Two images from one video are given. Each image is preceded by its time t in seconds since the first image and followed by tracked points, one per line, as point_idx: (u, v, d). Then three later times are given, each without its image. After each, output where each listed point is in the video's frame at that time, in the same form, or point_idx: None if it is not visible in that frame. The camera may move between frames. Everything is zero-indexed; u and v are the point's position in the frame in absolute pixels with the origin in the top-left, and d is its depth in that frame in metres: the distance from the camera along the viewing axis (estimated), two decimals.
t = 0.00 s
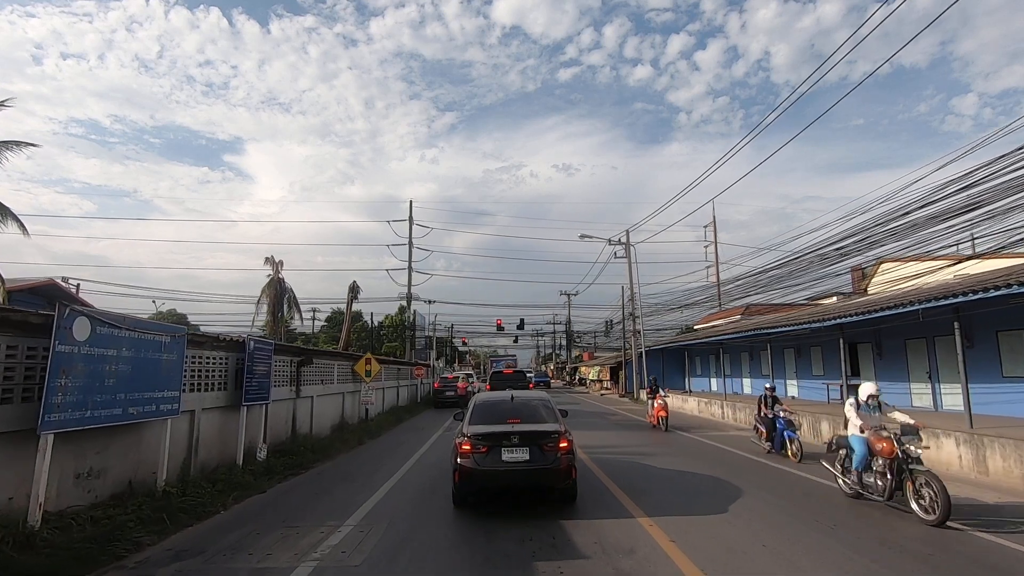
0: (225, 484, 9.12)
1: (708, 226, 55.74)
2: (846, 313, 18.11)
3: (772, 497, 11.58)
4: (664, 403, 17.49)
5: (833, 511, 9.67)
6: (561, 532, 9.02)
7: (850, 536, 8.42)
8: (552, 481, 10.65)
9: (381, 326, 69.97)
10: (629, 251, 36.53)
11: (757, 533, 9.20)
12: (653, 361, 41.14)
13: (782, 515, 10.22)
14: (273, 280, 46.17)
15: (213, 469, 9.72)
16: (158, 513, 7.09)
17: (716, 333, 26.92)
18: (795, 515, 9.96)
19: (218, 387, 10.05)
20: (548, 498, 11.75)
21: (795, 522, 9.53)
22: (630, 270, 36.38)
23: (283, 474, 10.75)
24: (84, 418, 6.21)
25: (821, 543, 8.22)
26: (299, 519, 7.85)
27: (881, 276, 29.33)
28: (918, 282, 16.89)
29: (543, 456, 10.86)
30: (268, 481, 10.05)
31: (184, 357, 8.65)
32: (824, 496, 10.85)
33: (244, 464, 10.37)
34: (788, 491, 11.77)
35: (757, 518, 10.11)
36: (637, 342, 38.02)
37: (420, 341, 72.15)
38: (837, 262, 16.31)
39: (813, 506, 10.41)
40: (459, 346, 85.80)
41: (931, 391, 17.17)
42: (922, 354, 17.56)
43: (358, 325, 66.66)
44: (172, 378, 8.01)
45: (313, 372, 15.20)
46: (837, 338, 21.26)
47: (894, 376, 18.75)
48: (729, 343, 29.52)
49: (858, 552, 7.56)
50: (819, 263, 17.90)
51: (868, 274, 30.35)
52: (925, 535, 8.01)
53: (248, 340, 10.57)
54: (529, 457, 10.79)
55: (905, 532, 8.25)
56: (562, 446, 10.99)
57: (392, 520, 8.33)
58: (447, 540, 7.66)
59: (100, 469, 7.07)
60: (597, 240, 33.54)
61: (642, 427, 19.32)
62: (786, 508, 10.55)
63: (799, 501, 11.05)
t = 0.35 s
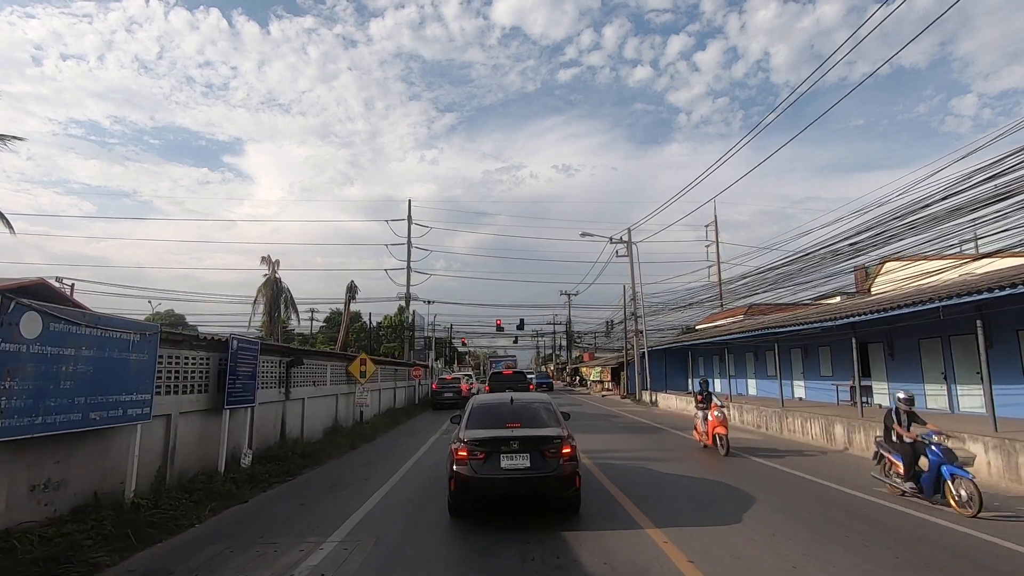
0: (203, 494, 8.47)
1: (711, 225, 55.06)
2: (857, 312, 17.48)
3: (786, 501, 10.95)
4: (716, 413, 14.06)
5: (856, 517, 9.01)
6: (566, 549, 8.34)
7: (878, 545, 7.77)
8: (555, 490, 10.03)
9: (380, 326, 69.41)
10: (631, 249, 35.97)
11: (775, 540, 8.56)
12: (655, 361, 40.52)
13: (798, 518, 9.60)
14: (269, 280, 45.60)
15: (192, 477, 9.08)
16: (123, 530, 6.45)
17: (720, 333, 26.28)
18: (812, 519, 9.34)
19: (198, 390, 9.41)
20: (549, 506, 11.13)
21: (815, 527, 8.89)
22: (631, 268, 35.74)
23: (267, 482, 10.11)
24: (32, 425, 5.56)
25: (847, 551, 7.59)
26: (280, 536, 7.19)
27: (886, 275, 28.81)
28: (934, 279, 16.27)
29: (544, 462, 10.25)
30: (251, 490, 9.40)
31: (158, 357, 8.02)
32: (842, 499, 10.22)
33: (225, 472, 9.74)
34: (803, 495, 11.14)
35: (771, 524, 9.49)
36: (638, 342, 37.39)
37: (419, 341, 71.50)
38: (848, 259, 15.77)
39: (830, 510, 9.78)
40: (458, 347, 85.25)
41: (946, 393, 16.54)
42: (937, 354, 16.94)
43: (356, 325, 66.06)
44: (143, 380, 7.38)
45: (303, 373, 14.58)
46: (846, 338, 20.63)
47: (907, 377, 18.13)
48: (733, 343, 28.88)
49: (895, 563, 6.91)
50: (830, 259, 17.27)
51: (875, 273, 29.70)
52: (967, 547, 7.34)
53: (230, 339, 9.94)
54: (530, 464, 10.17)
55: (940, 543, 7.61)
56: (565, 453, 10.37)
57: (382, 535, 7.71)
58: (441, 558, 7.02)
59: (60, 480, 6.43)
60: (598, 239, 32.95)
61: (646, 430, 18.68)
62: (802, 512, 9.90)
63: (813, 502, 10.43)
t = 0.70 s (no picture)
0: (180, 505, 7.89)
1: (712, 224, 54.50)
2: (868, 311, 16.92)
3: (798, 509, 10.38)
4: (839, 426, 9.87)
5: (875, 525, 8.49)
6: (568, 561, 7.76)
7: (904, 555, 7.21)
8: (555, 497, 9.47)
9: (378, 327, 68.88)
10: (633, 248, 35.57)
11: (789, 549, 8.03)
12: (657, 362, 39.98)
13: (814, 527, 9.03)
14: (266, 280, 45.11)
15: (170, 486, 8.51)
16: (84, 546, 5.89)
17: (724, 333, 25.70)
18: (830, 529, 8.78)
19: (178, 392, 8.85)
20: (549, 513, 10.58)
21: (830, 536, 8.37)
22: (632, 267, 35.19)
23: (252, 491, 9.53)
24: None
25: (870, 559, 7.09)
26: (260, 551, 6.65)
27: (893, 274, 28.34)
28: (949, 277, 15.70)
29: (545, 468, 9.70)
30: (233, 500, 8.82)
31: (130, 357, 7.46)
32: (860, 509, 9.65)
33: (207, 480, 9.16)
34: (817, 503, 10.57)
35: (783, 533, 8.95)
36: (640, 342, 36.88)
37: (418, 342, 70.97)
38: (860, 255, 15.34)
39: (848, 518, 9.23)
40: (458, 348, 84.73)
41: (961, 394, 16.00)
42: (950, 355, 16.40)
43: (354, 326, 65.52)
44: (114, 381, 6.84)
45: (294, 375, 14.03)
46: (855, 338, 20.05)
47: (918, 378, 17.58)
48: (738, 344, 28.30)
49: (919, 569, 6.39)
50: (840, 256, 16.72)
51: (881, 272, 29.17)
52: (997, 555, 6.85)
53: (213, 338, 9.39)
54: (530, 469, 9.63)
55: (972, 553, 7.05)
56: (567, 458, 9.82)
57: (370, 549, 7.17)
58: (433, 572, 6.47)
59: (17, 491, 5.88)
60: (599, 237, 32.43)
61: (649, 433, 18.10)
62: (820, 520, 9.34)
63: (829, 510, 9.89)
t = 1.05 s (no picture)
0: (158, 516, 7.38)
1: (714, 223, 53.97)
2: (878, 310, 16.45)
3: (812, 516, 9.89)
4: None
5: (901, 539, 7.98)
6: (568, 568, 7.28)
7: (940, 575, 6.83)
8: (556, 502, 9.00)
9: (377, 328, 68.42)
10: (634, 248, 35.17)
11: (806, 558, 7.53)
12: (658, 363, 39.51)
13: (832, 535, 8.53)
14: (264, 280, 44.64)
15: (149, 495, 8.01)
16: (45, 565, 5.41)
17: (727, 334, 25.24)
18: (850, 540, 8.27)
19: (159, 394, 8.40)
20: (549, 518, 10.11)
21: (852, 548, 7.86)
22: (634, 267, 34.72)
23: (238, 498, 9.03)
24: None
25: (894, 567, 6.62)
26: (244, 565, 6.20)
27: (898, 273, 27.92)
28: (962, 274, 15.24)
29: (545, 471, 9.23)
30: (217, 508, 8.31)
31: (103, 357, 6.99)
32: (881, 519, 9.14)
33: (190, 487, 8.66)
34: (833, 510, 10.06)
35: (799, 540, 8.45)
36: (641, 343, 36.43)
37: (418, 342, 70.54)
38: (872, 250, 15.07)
39: (870, 530, 8.72)
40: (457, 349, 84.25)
41: (974, 395, 15.51)
42: (963, 355, 15.91)
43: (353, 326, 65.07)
44: (84, 382, 6.37)
45: (286, 376, 13.56)
46: (863, 337, 19.57)
47: (929, 379, 17.09)
48: (741, 344, 27.83)
49: None
50: (850, 253, 16.33)
51: (887, 271, 28.64)
52: None
53: (196, 338, 8.92)
54: (529, 472, 9.17)
55: None
56: (567, 460, 9.35)
57: (360, 562, 6.69)
58: None
59: None
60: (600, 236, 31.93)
61: (653, 435, 17.63)
62: (838, 530, 8.84)
63: (849, 519, 9.47)
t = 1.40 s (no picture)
0: (134, 527, 6.90)
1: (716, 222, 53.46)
2: (889, 309, 16.00)
3: (826, 521, 9.44)
4: None
5: (904, 540, 8.05)
6: (568, 573, 6.86)
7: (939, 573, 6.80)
8: (554, 504, 8.59)
9: (376, 328, 67.92)
10: (635, 247, 34.78)
11: (820, 567, 7.13)
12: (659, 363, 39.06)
13: (852, 545, 8.06)
14: (259, 279, 44.11)
15: (127, 504, 7.52)
16: None
17: (731, 333, 24.75)
18: (865, 548, 7.87)
19: (139, 396, 7.98)
20: (547, 519, 9.70)
21: (871, 558, 7.43)
22: (635, 266, 34.23)
23: (223, 506, 8.55)
24: None
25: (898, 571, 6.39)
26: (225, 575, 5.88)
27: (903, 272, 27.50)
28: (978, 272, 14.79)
29: (544, 472, 8.83)
30: (200, 517, 7.84)
31: (72, 357, 6.54)
32: (900, 527, 8.70)
33: (172, 494, 8.18)
34: (848, 516, 9.59)
35: (813, 546, 8.04)
36: (642, 343, 36.00)
37: (417, 343, 70.10)
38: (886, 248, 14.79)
39: (891, 540, 8.27)
40: (456, 349, 83.85)
41: (988, 396, 15.08)
42: (976, 354, 15.46)
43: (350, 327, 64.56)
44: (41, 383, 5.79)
45: (277, 376, 13.11)
46: (871, 337, 19.13)
47: (940, 379, 16.66)
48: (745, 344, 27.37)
49: None
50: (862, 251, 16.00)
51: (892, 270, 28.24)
52: None
53: (179, 336, 8.49)
54: (528, 474, 8.77)
55: None
56: (567, 462, 8.94)
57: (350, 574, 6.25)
58: None
59: None
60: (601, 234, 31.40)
61: (656, 437, 17.16)
62: (857, 538, 8.38)
63: (858, 523, 9.22)
